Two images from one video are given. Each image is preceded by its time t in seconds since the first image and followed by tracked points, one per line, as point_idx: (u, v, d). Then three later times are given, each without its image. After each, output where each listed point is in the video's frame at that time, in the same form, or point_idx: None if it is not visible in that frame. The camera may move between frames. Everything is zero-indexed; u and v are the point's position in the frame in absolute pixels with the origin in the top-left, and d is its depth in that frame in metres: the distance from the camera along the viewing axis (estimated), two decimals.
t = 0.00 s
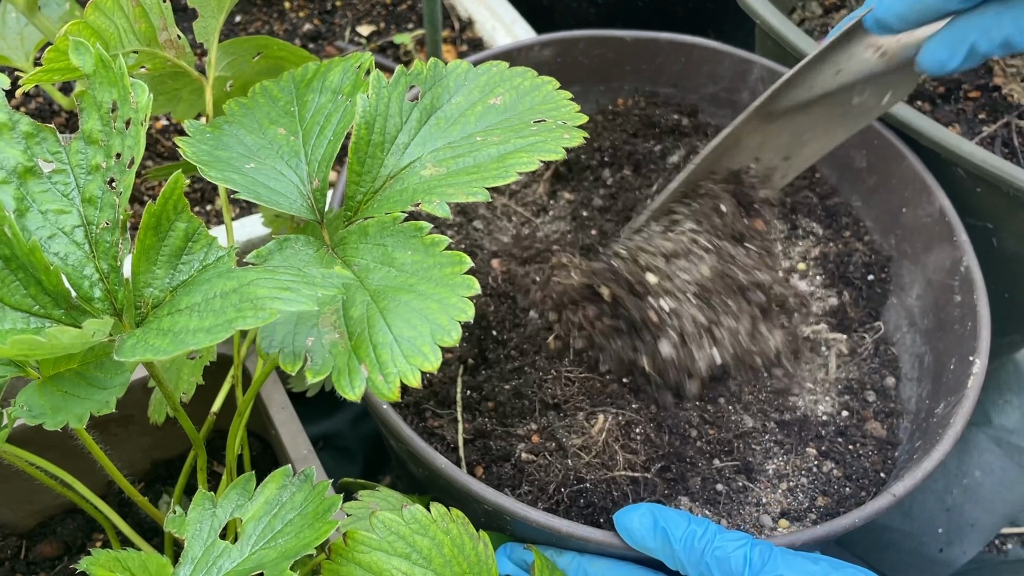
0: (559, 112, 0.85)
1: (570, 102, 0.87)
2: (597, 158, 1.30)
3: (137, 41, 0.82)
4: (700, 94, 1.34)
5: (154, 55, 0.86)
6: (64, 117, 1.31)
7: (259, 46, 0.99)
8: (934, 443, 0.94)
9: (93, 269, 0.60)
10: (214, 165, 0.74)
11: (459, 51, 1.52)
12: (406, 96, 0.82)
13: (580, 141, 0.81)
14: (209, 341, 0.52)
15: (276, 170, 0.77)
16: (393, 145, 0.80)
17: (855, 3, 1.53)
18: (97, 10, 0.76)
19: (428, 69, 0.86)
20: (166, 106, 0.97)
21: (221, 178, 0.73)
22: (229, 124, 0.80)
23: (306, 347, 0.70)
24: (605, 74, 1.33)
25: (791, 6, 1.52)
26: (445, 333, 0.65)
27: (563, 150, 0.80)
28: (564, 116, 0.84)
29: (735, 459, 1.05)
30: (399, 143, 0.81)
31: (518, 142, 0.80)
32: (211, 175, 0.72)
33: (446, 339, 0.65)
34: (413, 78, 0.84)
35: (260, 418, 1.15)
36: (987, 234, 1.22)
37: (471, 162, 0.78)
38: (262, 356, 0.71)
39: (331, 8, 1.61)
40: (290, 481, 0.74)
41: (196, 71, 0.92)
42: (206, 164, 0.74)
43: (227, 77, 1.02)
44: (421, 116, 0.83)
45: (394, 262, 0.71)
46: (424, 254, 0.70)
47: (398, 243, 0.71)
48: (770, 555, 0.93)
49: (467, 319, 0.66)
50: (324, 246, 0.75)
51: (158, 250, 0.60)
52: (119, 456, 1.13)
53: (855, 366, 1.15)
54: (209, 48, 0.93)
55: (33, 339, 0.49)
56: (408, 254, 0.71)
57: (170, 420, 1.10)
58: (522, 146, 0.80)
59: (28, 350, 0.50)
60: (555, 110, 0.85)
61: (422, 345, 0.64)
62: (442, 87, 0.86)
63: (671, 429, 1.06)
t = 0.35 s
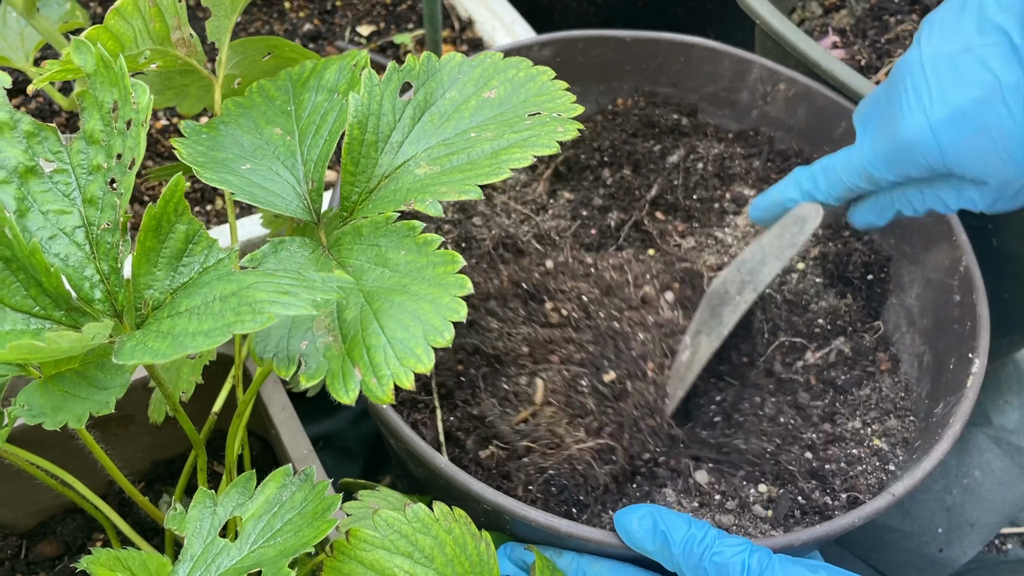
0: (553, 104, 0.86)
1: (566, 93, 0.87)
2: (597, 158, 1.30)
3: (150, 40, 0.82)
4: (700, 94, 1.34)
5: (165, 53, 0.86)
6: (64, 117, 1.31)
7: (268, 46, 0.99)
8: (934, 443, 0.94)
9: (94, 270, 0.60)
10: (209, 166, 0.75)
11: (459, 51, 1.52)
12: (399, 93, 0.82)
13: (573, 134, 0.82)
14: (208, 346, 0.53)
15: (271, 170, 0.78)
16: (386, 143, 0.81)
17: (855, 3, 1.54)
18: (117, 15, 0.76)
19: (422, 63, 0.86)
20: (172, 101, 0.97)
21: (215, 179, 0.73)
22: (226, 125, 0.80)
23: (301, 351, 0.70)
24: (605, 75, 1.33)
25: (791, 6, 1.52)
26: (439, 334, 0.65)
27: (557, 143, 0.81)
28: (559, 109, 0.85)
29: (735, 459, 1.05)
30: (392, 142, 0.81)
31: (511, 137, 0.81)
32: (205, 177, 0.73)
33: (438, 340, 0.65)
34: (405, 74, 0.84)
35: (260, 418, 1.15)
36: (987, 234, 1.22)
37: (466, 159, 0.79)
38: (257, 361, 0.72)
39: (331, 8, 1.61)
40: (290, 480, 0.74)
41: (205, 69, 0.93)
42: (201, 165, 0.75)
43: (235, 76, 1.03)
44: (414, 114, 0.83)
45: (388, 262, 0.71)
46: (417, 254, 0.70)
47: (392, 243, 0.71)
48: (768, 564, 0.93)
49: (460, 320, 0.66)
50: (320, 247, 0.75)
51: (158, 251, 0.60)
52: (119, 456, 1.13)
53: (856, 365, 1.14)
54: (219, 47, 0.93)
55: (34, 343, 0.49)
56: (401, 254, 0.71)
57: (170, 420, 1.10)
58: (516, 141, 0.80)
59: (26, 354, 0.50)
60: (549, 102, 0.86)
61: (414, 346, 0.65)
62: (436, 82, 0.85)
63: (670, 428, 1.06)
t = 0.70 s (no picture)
0: (520, 82, 0.85)
1: (532, 66, 0.87)
2: (597, 158, 1.31)
3: (125, 44, 0.82)
4: (700, 94, 1.34)
5: (144, 57, 0.85)
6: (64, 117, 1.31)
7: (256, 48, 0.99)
8: (935, 443, 0.94)
9: (77, 279, 0.59)
10: (175, 171, 0.74)
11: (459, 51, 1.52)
12: (362, 82, 0.82)
13: (541, 115, 0.81)
14: (196, 353, 0.53)
15: (239, 170, 0.76)
16: (353, 136, 0.81)
17: (854, 3, 1.54)
18: (76, 16, 0.77)
19: (382, 48, 0.86)
20: (164, 108, 0.97)
21: (183, 184, 0.73)
22: (188, 125, 0.77)
23: (272, 358, 0.70)
24: (605, 75, 1.33)
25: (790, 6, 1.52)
26: (409, 335, 0.65)
27: (525, 127, 0.80)
28: (527, 87, 0.85)
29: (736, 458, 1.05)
30: (359, 134, 0.81)
31: (478, 122, 0.80)
32: (171, 183, 0.73)
33: (410, 341, 0.65)
34: (366, 61, 0.84)
35: (260, 418, 1.15)
36: (987, 234, 1.22)
37: (433, 149, 0.78)
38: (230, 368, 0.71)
39: (331, 8, 1.61)
40: (274, 481, 0.74)
41: (190, 73, 0.91)
42: (166, 171, 0.74)
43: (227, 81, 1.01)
44: (379, 102, 0.82)
45: (358, 260, 0.70)
46: (387, 252, 0.69)
47: (362, 241, 0.71)
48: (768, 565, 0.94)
49: (431, 319, 0.66)
50: (293, 245, 0.74)
51: (141, 258, 0.61)
52: (118, 456, 1.13)
53: (856, 366, 1.14)
54: (201, 48, 0.92)
55: (17, 359, 0.50)
56: (372, 252, 0.70)
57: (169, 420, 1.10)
58: (483, 126, 0.80)
59: (16, 369, 0.52)
60: (517, 80, 0.85)
61: (385, 349, 0.65)
62: (400, 67, 0.85)
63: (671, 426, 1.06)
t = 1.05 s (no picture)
0: (536, 97, 0.84)
1: (551, 87, 0.85)
2: (597, 158, 1.31)
3: (140, 42, 0.82)
4: (700, 95, 1.34)
5: (155, 55, 0.85)
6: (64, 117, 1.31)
7: (252, 46, 1.00)
8: (934, 444, 0.94)
9: (66, 288, 0.60)
10: (193, 166, 0.76)
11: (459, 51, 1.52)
12: (377, 90, 0.81)
13: (550, 128, 0.79)
14: (186, 362, 0.54)
15: (256, 170, 0.78)
16: (364, 140, 0.80)
17: (854, 4, 1.54)
18: (108, 14, 0.75)
19: (404, 58, 0.86)
20: (160, 105, 0.99)
21: (197, 179, 0.75)
22: (216, 124, 0.81)
23: (257, 352, 0.67)
24: (605, 75, 1.33)
25: (790, 6, 1.52)
26: (391, 335, 0.64)
27: (531, 137, 0.78)
28: (542, 102, 0.83)
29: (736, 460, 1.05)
30: (370, 138, 0.80)
31: (487, 131, 0.79)
32: (187, 178, 0.75)
33: (391, 341, 0.64)
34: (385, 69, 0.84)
35: (260, 418, 1.15)
36: (987, 234, 1.22)
37: (439, 156, 0.78)
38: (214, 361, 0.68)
39: (331, 8, 1.61)
40: (282, 491, 0.73)
41: (196, 71, 0.92)
42: (185, 165, 0.76)
43: (223, 77, 1.03)
44: (394, 108, 0.82)
45: (354, 261, 0.70)
46: (382, 253, 0.68)
47: (360, 241, 0.70)
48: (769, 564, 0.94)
49: (414, 320, 0.64)
50: (297, 246, 0.75)
51: (130, 265, 0.61)
52: (119, 456, 1.13)
53: (856, 366, 1.14)
54: (209, 48, 0.93)
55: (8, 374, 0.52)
56: (368, 253, 0.69)
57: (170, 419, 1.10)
58: (491, 136, 0.78)
59: (4, 382, 0.53)
60: (532, 95, 0.84)
61: (366, 348, 0.63)
62: (419, 77, 0.85)
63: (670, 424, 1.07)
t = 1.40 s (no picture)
0: (552, 109, 0.85)
1: (565, 99, 0.87)
2: (597, 158, 1.31)
3: (144, 41, 0.82)
4: (700, 95, 1.34)
5: (159, 54, 0.86)
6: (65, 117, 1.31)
7: (263, 47, 0.99)
8: (934, 444, 0.94)
9: (82, 279, 0.60)
10: (206, 165, 0.76)
11: (459, 51, 1.52)
12: (396, 94, 0.83)
13: (569, 140, 0.81)
14: (202, 355, 0.53)
15: (268, 170, 0.78)
16: (383, 144, 0.81)
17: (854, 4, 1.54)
18: (106, 13, 0.76)
19: (423, 65, 0.87)
20: (170, 103, 0.98)
21: (211, 178, 0.74)
22: (227, 124, 0.81)
23: (280, 352, 0.68)
24: (606, 75, 1.33)
25: (790, 6, 1.52)
26: (417, 337, 0.64)
27: (551, 149, 0.80)
28: (557, 115, 0.85)
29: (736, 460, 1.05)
30: (388, 142, 0.81)
31: (505, 141, 0.81)
32: (200, 176, 0.73)
33: (417, 343, 0.64)
34: (404, 75, 0.85)
35: (260, 418, 1.15)
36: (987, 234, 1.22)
37: (458, 162, 0.78)
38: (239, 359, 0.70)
39: (331, 8, 1.61)
40: (279, 481, 0.73)
41: (202, 70, 0.92)
42: (198, 165, 0.76)
43: (233, 77, 1.02)
44: (412, 115, 0.83)
45: (375, 262, 0.71)
46: (402, 255, 0.70)
47: (380, 243, 0.71)
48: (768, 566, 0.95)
49: (440, 322, 0.65)
50: (311, 247, 0.75)
51: (147, 259, 0.60)
52: (119, 456, 1.13)
53: (855, 366, 1.14)
54: (214, 47, 0.93)
55: (24, 357, 0.50)
56: (388, 254, 0.71)
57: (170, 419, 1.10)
58: (510, 145, 0.80)
59: (21, 368, 0.51)
60: (548, 108, 0.85)
61: (392, 349, 0.64)
62: (436, 84, 0.86)
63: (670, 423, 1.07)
